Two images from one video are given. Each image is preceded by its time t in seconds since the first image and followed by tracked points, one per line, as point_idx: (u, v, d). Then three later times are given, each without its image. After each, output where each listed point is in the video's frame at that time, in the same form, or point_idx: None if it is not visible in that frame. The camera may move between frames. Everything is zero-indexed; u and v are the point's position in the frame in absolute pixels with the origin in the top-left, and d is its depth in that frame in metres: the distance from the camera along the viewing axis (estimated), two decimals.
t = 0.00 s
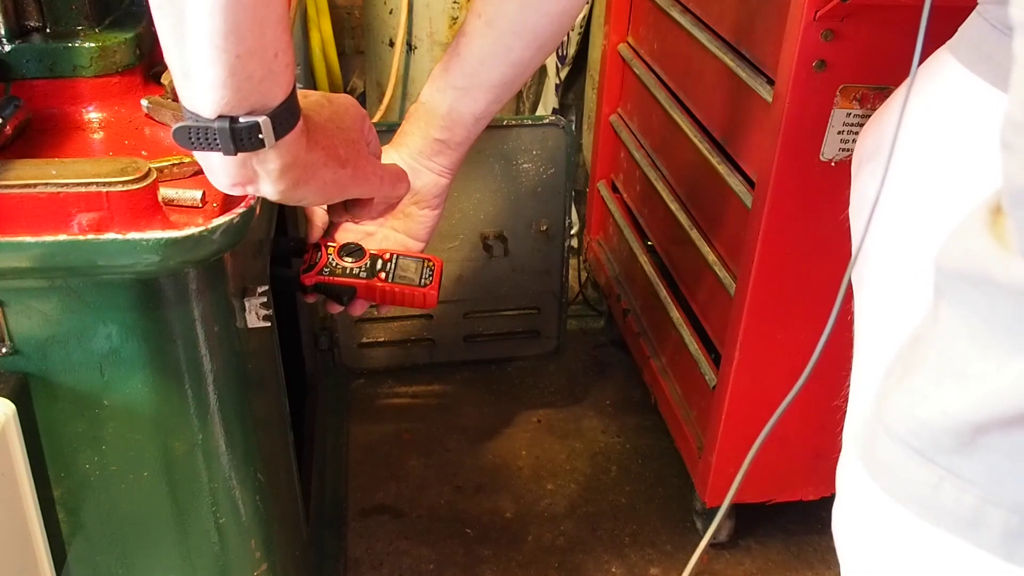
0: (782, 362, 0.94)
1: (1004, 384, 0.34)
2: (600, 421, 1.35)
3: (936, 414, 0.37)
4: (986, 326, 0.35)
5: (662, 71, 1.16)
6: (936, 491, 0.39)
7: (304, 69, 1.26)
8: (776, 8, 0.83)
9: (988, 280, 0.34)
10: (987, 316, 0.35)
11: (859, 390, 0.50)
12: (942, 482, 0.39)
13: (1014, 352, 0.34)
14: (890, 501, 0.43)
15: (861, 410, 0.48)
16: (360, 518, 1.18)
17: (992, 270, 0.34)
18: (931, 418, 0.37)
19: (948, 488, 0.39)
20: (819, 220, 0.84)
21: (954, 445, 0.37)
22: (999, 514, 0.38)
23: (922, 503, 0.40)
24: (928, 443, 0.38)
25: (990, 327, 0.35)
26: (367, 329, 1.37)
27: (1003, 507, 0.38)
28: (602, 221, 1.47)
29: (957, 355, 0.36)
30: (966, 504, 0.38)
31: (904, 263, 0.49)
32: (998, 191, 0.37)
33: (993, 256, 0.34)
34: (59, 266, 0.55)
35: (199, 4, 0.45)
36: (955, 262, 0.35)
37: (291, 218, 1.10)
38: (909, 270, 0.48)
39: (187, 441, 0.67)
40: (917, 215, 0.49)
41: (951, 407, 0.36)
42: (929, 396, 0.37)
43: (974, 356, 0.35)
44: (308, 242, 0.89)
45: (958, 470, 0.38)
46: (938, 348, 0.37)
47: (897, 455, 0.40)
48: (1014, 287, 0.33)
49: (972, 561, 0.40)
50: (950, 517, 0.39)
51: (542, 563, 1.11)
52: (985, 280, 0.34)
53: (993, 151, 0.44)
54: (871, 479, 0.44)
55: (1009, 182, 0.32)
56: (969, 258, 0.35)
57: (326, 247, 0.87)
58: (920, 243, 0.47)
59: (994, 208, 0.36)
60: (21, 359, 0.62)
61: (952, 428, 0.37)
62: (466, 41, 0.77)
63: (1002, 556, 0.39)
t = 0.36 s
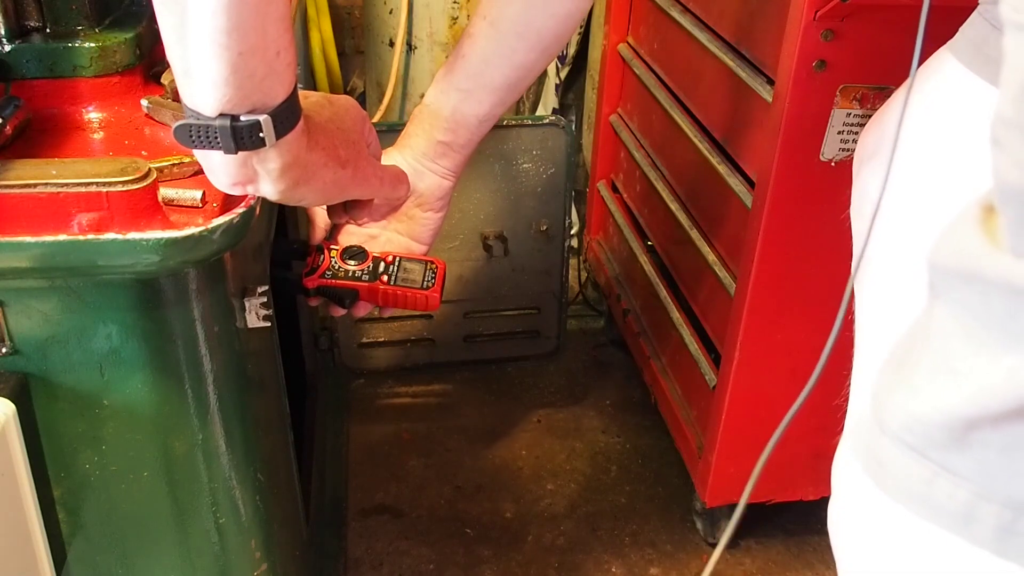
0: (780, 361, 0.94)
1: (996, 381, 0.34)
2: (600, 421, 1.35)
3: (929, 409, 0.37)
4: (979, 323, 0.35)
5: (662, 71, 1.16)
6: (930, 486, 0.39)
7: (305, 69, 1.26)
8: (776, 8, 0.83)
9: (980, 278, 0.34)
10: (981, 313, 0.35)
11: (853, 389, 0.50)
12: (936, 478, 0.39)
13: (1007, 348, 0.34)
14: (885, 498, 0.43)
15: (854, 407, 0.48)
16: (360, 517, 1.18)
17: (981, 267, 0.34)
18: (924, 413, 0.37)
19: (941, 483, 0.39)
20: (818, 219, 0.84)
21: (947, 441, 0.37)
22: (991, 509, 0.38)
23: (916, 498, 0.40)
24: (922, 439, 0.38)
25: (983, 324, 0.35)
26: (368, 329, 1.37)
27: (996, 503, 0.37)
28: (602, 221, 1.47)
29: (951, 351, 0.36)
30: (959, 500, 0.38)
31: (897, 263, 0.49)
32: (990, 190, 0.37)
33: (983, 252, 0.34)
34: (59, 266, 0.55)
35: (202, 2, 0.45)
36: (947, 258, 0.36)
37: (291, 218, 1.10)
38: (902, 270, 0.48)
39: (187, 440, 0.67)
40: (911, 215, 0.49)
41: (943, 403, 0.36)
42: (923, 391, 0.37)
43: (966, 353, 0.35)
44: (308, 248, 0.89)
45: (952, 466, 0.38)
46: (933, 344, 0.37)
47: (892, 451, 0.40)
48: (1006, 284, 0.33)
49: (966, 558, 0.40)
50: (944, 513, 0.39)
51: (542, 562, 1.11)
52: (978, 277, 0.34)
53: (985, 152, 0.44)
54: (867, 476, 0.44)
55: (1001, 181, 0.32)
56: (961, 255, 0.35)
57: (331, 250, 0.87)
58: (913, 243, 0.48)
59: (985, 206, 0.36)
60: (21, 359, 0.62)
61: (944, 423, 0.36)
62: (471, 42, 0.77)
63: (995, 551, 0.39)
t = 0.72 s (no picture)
0: (779, 361, 0.94)
1: (990, 377, 0.34)
2: (600, 421, 1.35)
3: (924, 406, 0.37)
4: (970, 319, 0.35)
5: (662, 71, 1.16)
6: (925, 483, 0.39)
7: (305, 69, 1.26)
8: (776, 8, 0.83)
9: (973, 276, 0.34)
10: (972, 309, 0.35)
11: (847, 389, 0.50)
12: (930, 474, 0.39)
13: (999, 344, 0.34)
14: (881, 496, 0.43)
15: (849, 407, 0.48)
16: (360, 518, 1.18)
17: (972, 265, 0.34)
18: (918, 410, 0.37)
19: (936, 480, 0.39)
20: (816, 219, 0.84)
21: (940, 437, 0.37)
22: (985, 506, 0.38)
23: (911, 495, 0.40)
24: (916, 435, 0.38)
25: (974, 320, 0.35)
26: (368, 329, 1.37)
27: (990, 499, 0.37)
28: (602, 221, 1.47)
29: (946, 348, 0.36)
30: (954, 497, 0.38)
31: (890, 264, 0.49)
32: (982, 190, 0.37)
33: (975, 248, 0.34)
34: (59, 266, 0.55)
35: None
36: (940, 256, 0.36)
37: (291, 219, 1.10)
38: (895, 271, 0.48)
39: (187, 440, 0.67)
40: (904, 215, 0.49)
41: (937, 400, 0.36)
42: (917, 388, 0.37)
43: (959, 349, 0.35)
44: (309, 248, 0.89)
45: (946, 462, 0.38)
46: (928, 342, 0.37)
47: (888, 448, 0.40)
48: (998, 282, 0.33)
49: (960, 555, 0.40)
50: (940, 510, 0.39)
51: (542, 562, 1.11)
52: (971, 275, 0.34)
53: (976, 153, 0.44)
54: (862, 474, 0.44)
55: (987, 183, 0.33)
56: (953, 252, 0.35)
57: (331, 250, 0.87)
58: (907, 242, 0.48)
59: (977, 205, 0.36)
60: (21, 359, 0.62)
61: (939, 420, 0.37)
62: (472, 41, 0.77)
63: (989, 548, 0.39)
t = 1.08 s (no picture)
0: (781, 361, 0.94)
1: (997, 380, 0.34)
2: (600, 421, 1.35)
3: (930, 409, 0.37)
4: (977, 321, 0.35)
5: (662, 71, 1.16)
6: (931, 485, 0.39)
7: (304, 69, 1.26)
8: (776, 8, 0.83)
9: (977, 277, 0.34)
10: (978, 311, 0.35)
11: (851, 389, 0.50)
12: (937, 476, 0.39)
13: (1005, 347, 0.34)
14: (884, 497, 0.43)
15: (854, 407, 0.48)
16: (360, 518, 1.18)
17: (979, 266, 0.34)
18: (924, 412, 0.37)
19: (943, 482, 0.39)
20: (818, 220, 0.84)
21: (947, 440, 0.37)
22: (992, 509, 0.38)
23: (916, 497, 0.40)
24: (922, 438, 0.38)
25: (980, 322, 0.35)
26: (367, 329, 1.37)
27: (997, 502, 0.37)
28: (602, 221, 1.47)
29: (952, 351, 0.36)
30: (962, 499, 0.38)
31: (896, 261, 0.49)
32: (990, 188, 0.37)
33: (983, 250, 0.34)
34: (59, 266, 0.55)
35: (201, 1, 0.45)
36: (947, 258, 0.36)
37: (291, 218, 1.10)
38: (901, 269, 0.48)
39: (187, 440, 0.67)
40: (910, 213, 0.49)
41: (943, 402, 0.36)
42: (922, 391, 0.37)
43: (966, 351, 0.35)
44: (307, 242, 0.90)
45: (953, 465, 0.38)
46: (934, 344, 0.37)
47: (892, 450, 0.41)
48: (1004, 284, 0.33)
49: (965, 556, 0.40)
50: (945, 511, 0.39)
51: (542, 562, 1.11)
52: (976, 276, 0.34)
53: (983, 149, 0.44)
54: (866, 475, 0.44)
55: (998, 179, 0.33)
56: (960, 254, 0.35)
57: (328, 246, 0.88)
58: (912, 240, 0.48)
59: (985, 204, 0.36)
60: (21, 359, 0.62)
61: (946, 423, 0.37)
62: (471, 40, 0.77)
63: (996, 550, 0.39)
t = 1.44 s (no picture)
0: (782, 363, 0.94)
1: (1006, 383, 0.34)
2: (600, 421, 1.35)
3: (938, 412, 0.37)
4: (985, 324, 0.35)
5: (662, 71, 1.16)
6: (937, 489, 0.39)
7: (305, 69, 1.26)
8: (776, 9, 0.83)
9: (986, 279, 0.34)
10: (987, 314, 0.35)
11: (856, 387, 0.50)
12: (943, 480, 0.39)
13: (1012, 351, 0.34)
14: (888, 500, 0.43)
15: (858, 407, 0.48)
16: (360, 517, 1.18)
17: (989, 268, 0.34)
18: (932, 416, 0.37)
19: (949, 486, 0.39)
20: (821, 221, 0.85)
21: (955, 444, 0.37)
22: (999, 514, 0.38)
23: (922, 501, 0.40)
24: (929, 442, 0.38)
25: (989, 325, 0.35)
26: (367, 329, 1.37)
27: (1004, 507, 0.38)
28: (602, 221, 1.47)
29: (960, 354, 0.36)
30: (968, 503, 0.38)
31: (902, 261, 0.49)
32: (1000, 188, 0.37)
33: (992, 253, 0.34)
34: (58, 266, 0.55)
35: (200, 4, 0.45)
36: (956, 260, 0.36)
37: (291, 218, 1.10)
38: (907, 269, 0.48)
39: (187, 440, 0.67)
40: (916, 212, 0.49)
41: (950, 406, 0.36)
42: (930, 394, 0.37)
43: (975, 354, 0.35)
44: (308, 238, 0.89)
45: (959, 469, 0.38)
46: (941, 346, 0.37)
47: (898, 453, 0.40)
48: (1011, 286, 0.33)
49: (970, 559, 0.40)
50: (950, 515, 0.39)
51: (542, 562, 1.11)
52: (984, 279, 0.34)
53: (996, 150, 0.45)
54: (870, 478, 0.44)
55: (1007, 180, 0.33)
56: (969, 258, 0.35)
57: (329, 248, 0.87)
58: (917, 238, 0.48)
59: (994, 206, 0.36)
60: (21, 359, 0.62)
61: (954, 427, 0.37)
62: (474, 42, 0.77)
63: (1002, 555, 0.39)
